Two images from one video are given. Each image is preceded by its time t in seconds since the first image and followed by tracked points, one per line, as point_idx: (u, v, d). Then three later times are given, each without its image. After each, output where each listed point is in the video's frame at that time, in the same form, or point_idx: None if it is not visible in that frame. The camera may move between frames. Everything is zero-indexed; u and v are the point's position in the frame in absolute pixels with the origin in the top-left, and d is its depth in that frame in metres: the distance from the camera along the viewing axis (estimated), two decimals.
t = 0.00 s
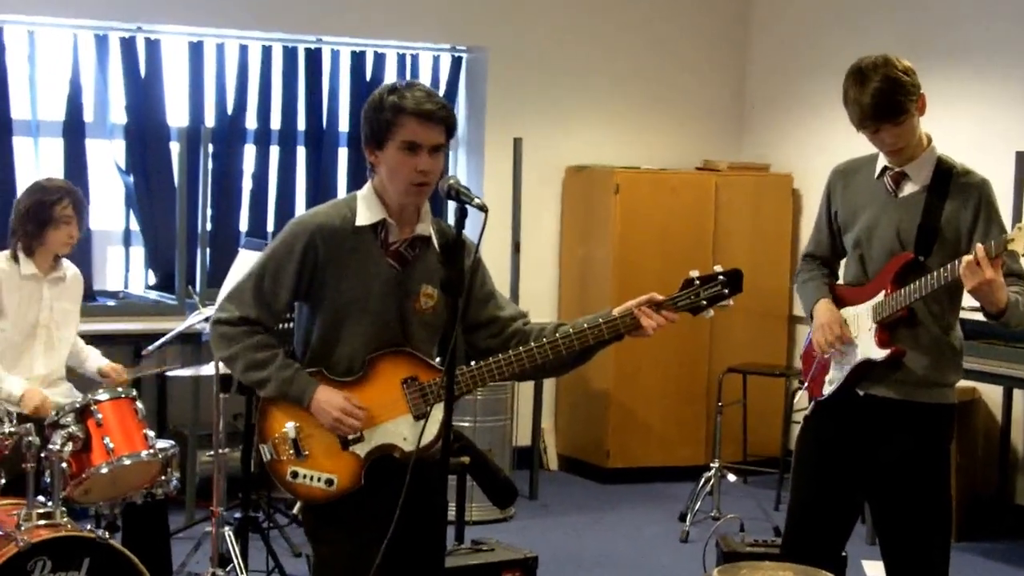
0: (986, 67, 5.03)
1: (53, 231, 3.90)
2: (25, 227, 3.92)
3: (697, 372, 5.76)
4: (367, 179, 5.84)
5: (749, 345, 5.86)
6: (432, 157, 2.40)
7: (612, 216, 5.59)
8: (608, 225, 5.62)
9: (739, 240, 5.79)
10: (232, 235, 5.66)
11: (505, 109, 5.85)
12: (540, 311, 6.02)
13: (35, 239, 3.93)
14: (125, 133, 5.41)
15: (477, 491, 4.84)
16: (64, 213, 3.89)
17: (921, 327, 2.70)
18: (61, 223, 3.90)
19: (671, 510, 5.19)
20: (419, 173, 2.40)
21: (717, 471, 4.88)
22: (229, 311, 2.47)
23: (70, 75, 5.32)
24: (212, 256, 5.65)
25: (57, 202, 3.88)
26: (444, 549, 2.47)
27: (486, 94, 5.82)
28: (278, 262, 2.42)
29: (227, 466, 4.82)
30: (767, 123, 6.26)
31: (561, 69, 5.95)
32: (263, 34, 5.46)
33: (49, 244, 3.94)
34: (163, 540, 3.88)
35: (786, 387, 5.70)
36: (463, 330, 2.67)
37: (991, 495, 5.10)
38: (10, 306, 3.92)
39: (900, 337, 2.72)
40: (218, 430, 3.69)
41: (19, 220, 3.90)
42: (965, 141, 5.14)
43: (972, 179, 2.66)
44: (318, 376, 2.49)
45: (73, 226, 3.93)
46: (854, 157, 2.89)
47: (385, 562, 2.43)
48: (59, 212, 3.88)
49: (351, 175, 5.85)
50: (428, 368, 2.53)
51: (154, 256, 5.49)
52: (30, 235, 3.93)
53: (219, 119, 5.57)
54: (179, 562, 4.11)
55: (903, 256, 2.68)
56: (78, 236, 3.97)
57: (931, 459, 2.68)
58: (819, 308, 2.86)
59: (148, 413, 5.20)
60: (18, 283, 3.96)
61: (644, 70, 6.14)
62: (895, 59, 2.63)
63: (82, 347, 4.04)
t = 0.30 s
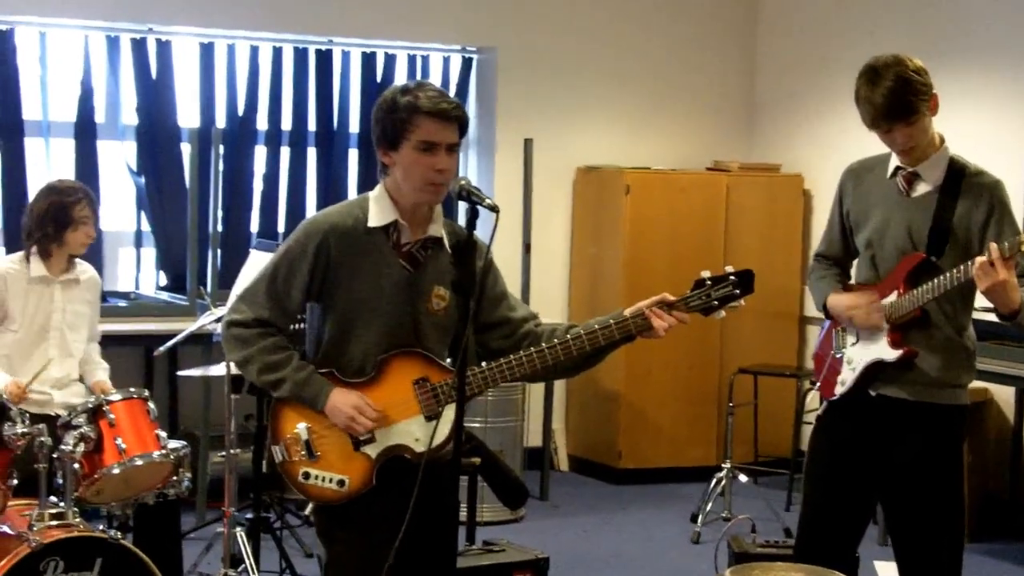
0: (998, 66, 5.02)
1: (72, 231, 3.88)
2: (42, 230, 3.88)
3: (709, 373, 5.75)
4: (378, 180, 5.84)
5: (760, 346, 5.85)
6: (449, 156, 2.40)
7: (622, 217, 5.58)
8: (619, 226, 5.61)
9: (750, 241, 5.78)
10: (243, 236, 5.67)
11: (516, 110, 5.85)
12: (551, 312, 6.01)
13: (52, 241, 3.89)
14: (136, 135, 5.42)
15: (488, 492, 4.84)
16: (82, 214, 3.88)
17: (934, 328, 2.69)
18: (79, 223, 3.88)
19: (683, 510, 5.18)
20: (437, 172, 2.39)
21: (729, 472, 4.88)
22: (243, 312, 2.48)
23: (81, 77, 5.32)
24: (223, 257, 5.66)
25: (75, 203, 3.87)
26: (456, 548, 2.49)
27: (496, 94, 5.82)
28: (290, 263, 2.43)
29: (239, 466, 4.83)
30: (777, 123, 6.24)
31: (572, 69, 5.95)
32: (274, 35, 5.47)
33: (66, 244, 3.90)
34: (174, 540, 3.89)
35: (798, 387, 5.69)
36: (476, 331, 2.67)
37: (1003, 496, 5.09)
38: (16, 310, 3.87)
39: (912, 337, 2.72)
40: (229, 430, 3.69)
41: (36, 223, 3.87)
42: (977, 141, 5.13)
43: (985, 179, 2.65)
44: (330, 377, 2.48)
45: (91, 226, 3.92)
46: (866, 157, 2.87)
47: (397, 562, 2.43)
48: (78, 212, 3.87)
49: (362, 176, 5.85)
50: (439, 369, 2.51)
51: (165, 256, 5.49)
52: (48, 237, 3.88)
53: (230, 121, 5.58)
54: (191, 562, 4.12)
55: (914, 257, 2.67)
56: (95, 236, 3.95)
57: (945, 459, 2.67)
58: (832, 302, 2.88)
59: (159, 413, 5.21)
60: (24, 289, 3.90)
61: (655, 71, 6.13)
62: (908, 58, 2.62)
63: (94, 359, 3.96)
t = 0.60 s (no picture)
0: (1008, 66, 5.00)
1: (88, 232, 3.85)
2: (57, 234, 3.85)
3: (720, 374, 5.75)
4: (388, 181, 5.85)
5: (770, 347, 5.84)
6: (462, 158, 2.40)
7: (632, 217, 5.58)
8: (629, 226, 5.61)
9: (760, 242, 5.78)
10: (254, 237, 5.68)
11: (525, 111, 5.85)
12: (561, 313, 6.01)
13: (67, 243, 3.86)
14: (147, 136, 5.43)
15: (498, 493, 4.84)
16: (98, 214, 3.86)
17: (947, 328, 2.69)
18: (95, 224, 3.85)
19: (693, 511, 5.18)
20: (451, 174, 2.40)
21: (740, 473, 4.87)
22: (254, 315, 2.48)
23: (92, 79, 5.33)
24: (234, 258, 5.67)
25: (91, 205, 3.87)
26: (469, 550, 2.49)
27: (506, 95, 5.82)
28: (301, 263, 2.43)
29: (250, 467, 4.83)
30: (787, 123, 6.24)
31: (581, 70, 5.95)
32: (284, 36, 5.47)
33: (82, 247, 3.88)
34: (187, 540, 3.90)
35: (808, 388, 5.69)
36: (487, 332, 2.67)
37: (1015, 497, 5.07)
38: (24, 312, 3.85)
39: (926, 338, 2.72)
40: (240, 431, 3.69)
41: (51, 226, 3.84)
42: (988, 141, 5.11)
43: (998, 180, 2.65)
44: (341, 378, 2.49)
45: (106, 227, 3.89)
46: (878, 157, 2.87)
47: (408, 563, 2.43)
48: (94, 213, 3.85)
49: (372, 177, 5.86)
50: (450, 370, 2.51)
51: (176, 258, 5.50)
52: (63, 239, 3.85)
53: (240, 122, 5.60)
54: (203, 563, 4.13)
55: (928, 257, 2.67)
56: (111, 238, 3.91)
57: (958, 460, 2.67)
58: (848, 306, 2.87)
59: (171, 414, 5.22)
60: (33, 290, 3.87)
61: (664, 71, 6.13)
62: (922, 58, 2.61)
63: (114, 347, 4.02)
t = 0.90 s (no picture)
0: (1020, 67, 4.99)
1: (96, 233, 3.85)
2: (65, 237, 3.85)
3: (730, 377, 5.74)
4: (399, 184, 5.86)
5: (781, 350, 5.83)
6: (472, 159, 2.40)
7: (643, 219, 5.58)
8: (639, 229, 5.61)
9: (771, 244, 5.77)
10: (264, 238, 5.69)
11: (535, 113, 5.86)
12: (571, 315, 6.02)
13: (75, 245, 3.86)
14: (159, 139, 5.45)
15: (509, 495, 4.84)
16: (105, 214, 3.86)
17: (960, 330, 2.69)
18: (103, 224, 3.86)
19: (704, 514, 5.17)
20: (459, 175, 2.39)
21: (752, 475, 4.86)
22: (264, 314, 2.49)
23: (104, 82, 5.35)
24: (245, 261, 5.68)
25: (99, 204, 3.88)
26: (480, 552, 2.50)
27: (517, 97, 5.83)
28: (312, 266, 2.44)
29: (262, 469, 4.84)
30: (798, 125, 6.23)
31: (591, 73, 5.95)
32: (295, 39, 5.49)
33: (91, 248, 3.88)
34: (200, 542, 3.91)
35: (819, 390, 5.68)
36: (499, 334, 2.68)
37: None
38: (36, 314, 3.86)
39: (938, 339, 2.71)
40: (252, 433, 3.70)
41: (58, 229, 3.85)
42: (1000, 142, 5.10)
43: (1012, 182, 2.65)
44: (353, 380, 2.49)
45: (114, 228, 3.89)
46: (890, 158, 2.88)
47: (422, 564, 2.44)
48: (101, 212, 3.86)
49: (382, 180, 5.87)
50: (461, 371, 2.50)
51: (188, 260, 5.51)
52: (71, 242, 3.86)
53: (251, 125, 5.61)
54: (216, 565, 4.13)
55: (942, 258, 2.65)
56: (120, 238, 3.92)
57: (972, 463, 2.66)
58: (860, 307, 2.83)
59: (183, 416, 5.24)
60: (45, 291, 3.88)
61: (674, 73, 6.13)
62: (936, 59, 2.61)
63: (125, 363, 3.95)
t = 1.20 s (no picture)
0: None
1: (100, 234, 3.82)
2: (71, 238, 3.84)
3: (740, 381, 5.73)
4: (409, 188, 5.87)
5: (792, 354, 5.82)
6: (482, 158, 2.41)
7: (653, 223, 5.59)
8: (649, 232, 5.61)
9: (781, 248, 5.77)
10: (275, 242, 5.69)
11: (545, 116, 5.87)
12: (581, 319, 6.02)
13: (82, 247, 3.85)
14: (170, 144, 5.46)
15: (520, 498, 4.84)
16: (108, 215, 3.82)
17: (974, 332, 2.70)
18: (107, 225, 3.82)
19: (716, 518, 5.17)
20: (470, 174, 2.40)
21: (763, 479, 4.86)
22: (277, 314, 2.50)
23: (115, 88, 5.36)
24: (255, 264, 5.68)
25: (101, 205, 3.83)
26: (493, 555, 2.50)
27: (526, 101, 5.83)
28: (323, 268, 2.45)
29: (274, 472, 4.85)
30: (808, 128, 6.23)
31: (601, 76, 5.96)
32: (306, 43, 5.51)
33: (97, 250, 3.86)
34: (213, 545, 3.91)
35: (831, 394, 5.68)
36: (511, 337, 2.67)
37: None
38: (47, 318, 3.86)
39: (952, 340, 2.72)
40: (264, 436, 3.70)
41: (64, 230, 3.84)
42: (1012, 144, 5.09)
43: None
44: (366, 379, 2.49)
45: (119, 229, 3.86)
46: (902, 159, 2.87)
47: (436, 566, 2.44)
48: (104, 213, 3.82)
49: (392, 184, 5.88)
50: (475, 374, 2.51)
51: (198, 264, 5.52)
52: (77, 243, 3.84)
53: (261, 129, 5.62)
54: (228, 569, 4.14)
55: (956, 259, 2.66)
56: (126, 239, 3.89)
57: (988, 464, 2.66)
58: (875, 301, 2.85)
59: (194, 420, 5.24)
60: (53, 294, 3.88)
61: (683, 76, 6.14)
62: (949, 60, 2.61)
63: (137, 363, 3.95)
